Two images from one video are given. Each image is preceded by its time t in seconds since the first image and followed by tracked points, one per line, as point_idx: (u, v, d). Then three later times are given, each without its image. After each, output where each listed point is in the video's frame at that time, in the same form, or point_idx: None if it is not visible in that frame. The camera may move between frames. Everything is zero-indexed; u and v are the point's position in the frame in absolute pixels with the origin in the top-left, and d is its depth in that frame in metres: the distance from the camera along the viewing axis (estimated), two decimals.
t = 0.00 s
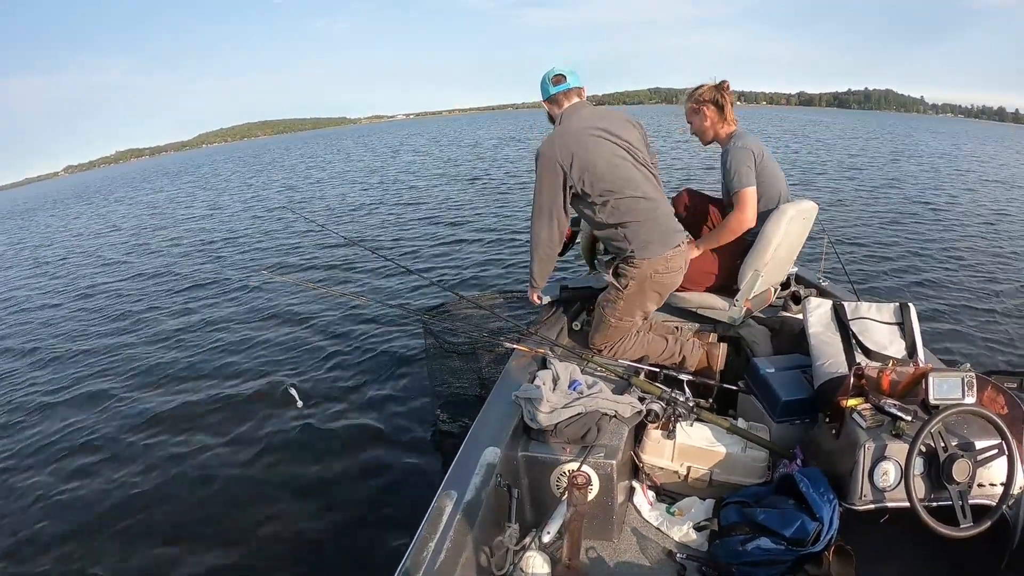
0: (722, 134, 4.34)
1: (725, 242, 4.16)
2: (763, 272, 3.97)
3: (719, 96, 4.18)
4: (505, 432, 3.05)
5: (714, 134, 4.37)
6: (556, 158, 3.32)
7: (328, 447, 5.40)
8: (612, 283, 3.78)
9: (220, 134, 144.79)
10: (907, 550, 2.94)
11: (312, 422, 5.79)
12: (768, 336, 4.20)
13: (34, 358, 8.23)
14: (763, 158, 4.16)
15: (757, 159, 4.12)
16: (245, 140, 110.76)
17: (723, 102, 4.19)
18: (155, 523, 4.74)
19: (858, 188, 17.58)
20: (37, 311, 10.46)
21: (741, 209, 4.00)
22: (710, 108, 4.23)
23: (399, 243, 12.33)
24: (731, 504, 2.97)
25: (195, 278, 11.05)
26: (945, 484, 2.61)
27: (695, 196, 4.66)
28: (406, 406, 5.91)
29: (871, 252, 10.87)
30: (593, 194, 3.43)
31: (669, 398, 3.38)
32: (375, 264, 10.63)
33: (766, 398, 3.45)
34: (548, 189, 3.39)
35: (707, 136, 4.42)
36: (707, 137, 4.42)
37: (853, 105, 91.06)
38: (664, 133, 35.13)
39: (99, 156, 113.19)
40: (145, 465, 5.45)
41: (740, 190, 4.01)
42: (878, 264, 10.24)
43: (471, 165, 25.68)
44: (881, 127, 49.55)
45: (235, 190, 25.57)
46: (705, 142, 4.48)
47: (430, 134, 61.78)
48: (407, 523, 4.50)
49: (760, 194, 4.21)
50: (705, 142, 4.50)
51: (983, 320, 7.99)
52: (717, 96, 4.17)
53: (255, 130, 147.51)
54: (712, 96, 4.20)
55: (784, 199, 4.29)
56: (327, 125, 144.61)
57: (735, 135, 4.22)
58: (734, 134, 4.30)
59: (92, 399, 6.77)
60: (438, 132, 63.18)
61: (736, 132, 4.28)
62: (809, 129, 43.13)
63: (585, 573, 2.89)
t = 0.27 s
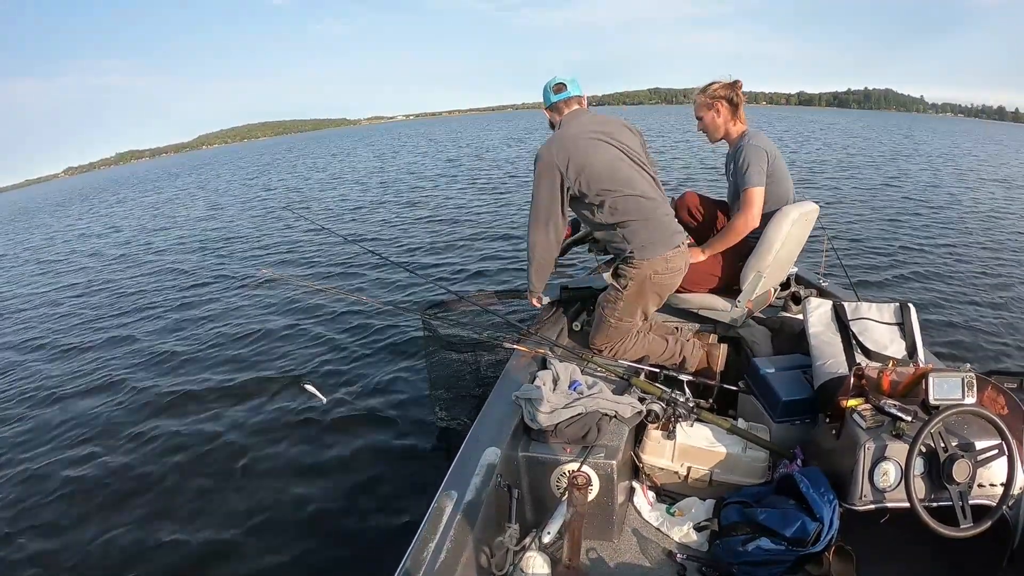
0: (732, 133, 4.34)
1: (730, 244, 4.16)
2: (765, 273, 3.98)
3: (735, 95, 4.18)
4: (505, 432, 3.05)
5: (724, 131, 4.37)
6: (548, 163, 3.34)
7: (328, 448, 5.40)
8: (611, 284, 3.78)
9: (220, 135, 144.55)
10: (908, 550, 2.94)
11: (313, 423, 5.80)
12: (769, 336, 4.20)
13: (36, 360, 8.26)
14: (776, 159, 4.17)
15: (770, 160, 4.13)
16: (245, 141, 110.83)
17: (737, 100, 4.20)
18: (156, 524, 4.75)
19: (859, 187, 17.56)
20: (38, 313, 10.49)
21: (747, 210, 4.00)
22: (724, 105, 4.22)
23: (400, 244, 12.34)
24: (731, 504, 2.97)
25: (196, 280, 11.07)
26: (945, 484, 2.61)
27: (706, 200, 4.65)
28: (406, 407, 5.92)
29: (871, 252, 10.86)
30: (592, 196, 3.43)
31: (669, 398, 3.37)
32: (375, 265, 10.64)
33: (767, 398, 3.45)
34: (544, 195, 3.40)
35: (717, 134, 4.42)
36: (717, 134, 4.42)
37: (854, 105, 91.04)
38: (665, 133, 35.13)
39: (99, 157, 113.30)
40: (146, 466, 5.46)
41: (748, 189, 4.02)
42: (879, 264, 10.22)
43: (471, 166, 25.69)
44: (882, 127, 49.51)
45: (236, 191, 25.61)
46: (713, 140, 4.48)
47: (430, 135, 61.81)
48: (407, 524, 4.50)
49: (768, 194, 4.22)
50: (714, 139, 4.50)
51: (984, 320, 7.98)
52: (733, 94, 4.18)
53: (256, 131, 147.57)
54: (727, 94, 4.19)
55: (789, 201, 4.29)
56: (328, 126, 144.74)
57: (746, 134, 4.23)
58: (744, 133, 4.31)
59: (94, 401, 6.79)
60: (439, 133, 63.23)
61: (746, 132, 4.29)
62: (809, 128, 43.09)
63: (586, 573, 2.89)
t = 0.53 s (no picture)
0: (733, 135, 4.35)
1: (731, 246, 4.18)
2: (766, 274, 3.98)
3: (735, 96, 4.19)
4: (505, 433, 3.05)
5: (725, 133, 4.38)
6: (544, 164, 3.36)
7: (329, 448, 5.40)
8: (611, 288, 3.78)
9: (220, 136, 144.53)
10: (908, 551, 2.94)
11: (313, 423, 5.79)
12: (769, 337, 4.20)
13: (36, 360, 8.25)
14: (778, 160, 4.17)
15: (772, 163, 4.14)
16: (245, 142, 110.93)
17: (738, 102, 4.21)
18: (156, 523, 4.75)
19: (858, 187, 17.55)
20: (38, 314, 10.49)
21: (748, 211, 4.01)
22: (724, 107, 4.23)
23: (399, 244, 12.34)
24: (731, 505, 2.97)
25: (196, 280, 11.07)
26: (946, 485, 2.60)
27: (706, 200, 4.64)
28: (406, 407, 5.91)
29: (871, 252, 10.85)
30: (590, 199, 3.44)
31: (669, 399, 3.37)
32: (375, 266, 10.64)
33: (766, 398, 3.46)
34: (541, 197, 3.41)
35: (718, 136, 4.43)
36: (718, 136, 4.42)
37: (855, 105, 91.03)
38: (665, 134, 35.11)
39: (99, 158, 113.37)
40: (146, 466, 5.46)
41: (748, 190, 4.03)
42: (879, 264, 10.21)
43: (471, 166, 25.69)
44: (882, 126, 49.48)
45: (236, 192, 25.63)
46: (714, 141, 4.49)
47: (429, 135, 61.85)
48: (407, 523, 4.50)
49: (770, 195, 4.22)
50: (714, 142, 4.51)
51: (985, 320, 7.97)
52: (734, 96, 4.18)
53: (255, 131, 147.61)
54: (728, 96, 4.20)
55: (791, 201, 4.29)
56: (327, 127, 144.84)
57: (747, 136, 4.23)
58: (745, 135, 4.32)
59: (93, 401, 6.78)
60: (439, 134, 63.26)
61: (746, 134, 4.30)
62: (809, 128, 43.07)
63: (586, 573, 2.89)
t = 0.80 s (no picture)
0: (730, 135, 4.34)
1: (731, 247, 4.19)
2: (767, 273, 3.97)
3: (728, 98, 4.18)
4: (507, 435, 3.05)
5: (722, 134, 4.38)
6: (545, 163, 3.40)
7: (330, 449, 5.40)
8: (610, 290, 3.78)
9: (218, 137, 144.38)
10: (912, 552, 2.93)
11: (314, 424, 5.79)
12: (770, 337, 4.20)
13: (37, 362, 8.26)
14: (776, 159, 4.15)
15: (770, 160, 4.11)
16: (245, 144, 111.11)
17: (731, 104, 4.20)
18: (157, 526, 4.75)
19: (859, 187, 17.51)
20: (38, 316, 10.49)
21: (748, 212, 4.01)
22: (718, 109, 4.24)
23: (399, 245, 12.33)
24: (733, 506, 2.97)
25: (196, 281, 11.07)
26: (948, 485, 2.60)
27: (706, 201, 4.64)
28: (407, 409, 5.91)
29: (872, 252, 10.83)
30: (589, 201, 3.45)
31: (671, 399, 3.37)
32: (375, 267, 10.63)
33: (768, 399, 3.46)
34: (543, 196, 3.44)
35: (715, 137, 4.42)
36: (715, 137, 4.43)
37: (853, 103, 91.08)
38: (665, 134, 35.08)
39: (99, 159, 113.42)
40: (146, 468, 5.46)
41: (747, 191, 4.02)
42: (880, 264, 10.20)
43: (471, 167, 25.67)
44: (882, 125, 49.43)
45: (236, 193, 25.62)
46: (712, 143, 4.49)
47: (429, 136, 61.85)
48: (408, 525, 4.50)
49: (769, 195, 4.22)
50: (712, 143, 4.51)
51: (986, 320, 7.96)
52: (727, 97, 4.17)
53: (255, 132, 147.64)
54: (721, 98, 4.19)
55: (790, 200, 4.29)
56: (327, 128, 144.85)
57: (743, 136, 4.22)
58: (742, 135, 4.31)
59: (94, 403, 6.79)
60: (438, 134, 63.25)
61: (743, 134, 4.29)
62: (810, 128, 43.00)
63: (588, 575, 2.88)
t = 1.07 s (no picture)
0: (726, 138, 4.35)
1: (732, 245, 4.17)
2: (768, 273, 3.97)
3: (719, 101, 4.20)
4: (509, 436, 3.05)
5: (718, 138, 4.39)
6: (549, 163, 3.44)
7: (331, 450, 5.40)
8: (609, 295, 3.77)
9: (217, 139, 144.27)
10: (915, 551, 2.93)
11: (315, 426, 5.79)
12: (772, 337, 4.20)
13: (37, 363, 8.25)
14: (772, 159, 4.15)
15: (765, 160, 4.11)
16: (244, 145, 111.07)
17: (722, 107, 4.21)
18: (157, 526, 4.74)
19: (859, 186, 17.49)
20: (38, 317, 10.48)
21: (747, 210, 3.99)
22: (710, 113, 4.27)
23: (400, 246, 12.31)
24: (736, 505, 2.96)
25: (196, 282, 11.07)
26: (952, 483, 2.60)
27: (706, 201, 4.65)
28: (408, 410, 5.91)
29: (872, 252, 10.82)
30: (589, 204, 3.47)
31: (673, 400, 3.36)
32: (375, 268, 10.62)
33: (771, 398, 3.46)
34: (546, 195, 3.47)
35: (712, 141, 4.44)
36: (711, 141, 4.44)
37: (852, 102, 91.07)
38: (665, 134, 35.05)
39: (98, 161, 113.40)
40: (147, 469, 5.46)
41: (745, 190, 4.01)
42: (880, 263, 10.18)
43: (471, 167, 25.65)
44: (881, 125, 49.41)
45: (236, 194, 25.59)
46: (711, 146, 4.51)
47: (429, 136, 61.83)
48: (409, 526, 4.49)
49: (769, 194, 4.22)
50: (711, 146, 4.53)
51: (988, 319, 7.94)
52: (717, 101, 4.20)
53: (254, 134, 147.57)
54: (712, 101, 4.23)
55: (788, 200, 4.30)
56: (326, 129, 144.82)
57: (737, 138, 4.23)
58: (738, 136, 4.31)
59: (94, 404, 6.78)
60: (438, 134, 63.23)
61: (739, 135, 4.29)
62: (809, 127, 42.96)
63: None
